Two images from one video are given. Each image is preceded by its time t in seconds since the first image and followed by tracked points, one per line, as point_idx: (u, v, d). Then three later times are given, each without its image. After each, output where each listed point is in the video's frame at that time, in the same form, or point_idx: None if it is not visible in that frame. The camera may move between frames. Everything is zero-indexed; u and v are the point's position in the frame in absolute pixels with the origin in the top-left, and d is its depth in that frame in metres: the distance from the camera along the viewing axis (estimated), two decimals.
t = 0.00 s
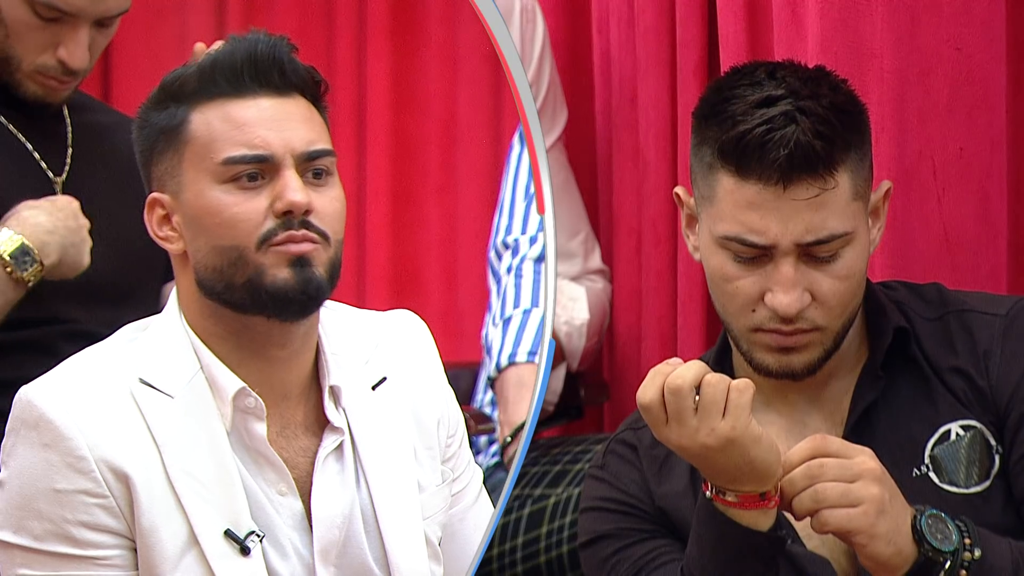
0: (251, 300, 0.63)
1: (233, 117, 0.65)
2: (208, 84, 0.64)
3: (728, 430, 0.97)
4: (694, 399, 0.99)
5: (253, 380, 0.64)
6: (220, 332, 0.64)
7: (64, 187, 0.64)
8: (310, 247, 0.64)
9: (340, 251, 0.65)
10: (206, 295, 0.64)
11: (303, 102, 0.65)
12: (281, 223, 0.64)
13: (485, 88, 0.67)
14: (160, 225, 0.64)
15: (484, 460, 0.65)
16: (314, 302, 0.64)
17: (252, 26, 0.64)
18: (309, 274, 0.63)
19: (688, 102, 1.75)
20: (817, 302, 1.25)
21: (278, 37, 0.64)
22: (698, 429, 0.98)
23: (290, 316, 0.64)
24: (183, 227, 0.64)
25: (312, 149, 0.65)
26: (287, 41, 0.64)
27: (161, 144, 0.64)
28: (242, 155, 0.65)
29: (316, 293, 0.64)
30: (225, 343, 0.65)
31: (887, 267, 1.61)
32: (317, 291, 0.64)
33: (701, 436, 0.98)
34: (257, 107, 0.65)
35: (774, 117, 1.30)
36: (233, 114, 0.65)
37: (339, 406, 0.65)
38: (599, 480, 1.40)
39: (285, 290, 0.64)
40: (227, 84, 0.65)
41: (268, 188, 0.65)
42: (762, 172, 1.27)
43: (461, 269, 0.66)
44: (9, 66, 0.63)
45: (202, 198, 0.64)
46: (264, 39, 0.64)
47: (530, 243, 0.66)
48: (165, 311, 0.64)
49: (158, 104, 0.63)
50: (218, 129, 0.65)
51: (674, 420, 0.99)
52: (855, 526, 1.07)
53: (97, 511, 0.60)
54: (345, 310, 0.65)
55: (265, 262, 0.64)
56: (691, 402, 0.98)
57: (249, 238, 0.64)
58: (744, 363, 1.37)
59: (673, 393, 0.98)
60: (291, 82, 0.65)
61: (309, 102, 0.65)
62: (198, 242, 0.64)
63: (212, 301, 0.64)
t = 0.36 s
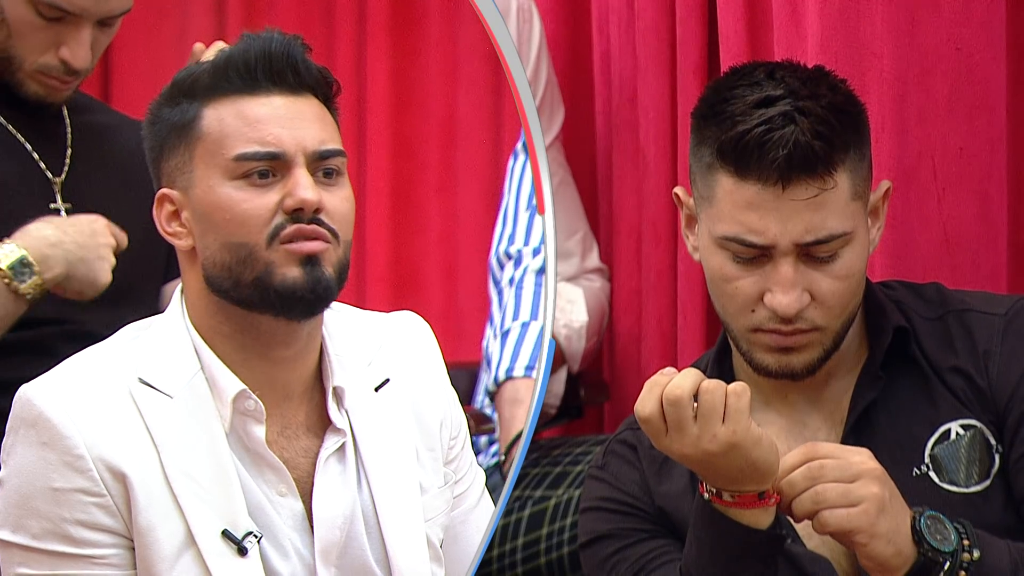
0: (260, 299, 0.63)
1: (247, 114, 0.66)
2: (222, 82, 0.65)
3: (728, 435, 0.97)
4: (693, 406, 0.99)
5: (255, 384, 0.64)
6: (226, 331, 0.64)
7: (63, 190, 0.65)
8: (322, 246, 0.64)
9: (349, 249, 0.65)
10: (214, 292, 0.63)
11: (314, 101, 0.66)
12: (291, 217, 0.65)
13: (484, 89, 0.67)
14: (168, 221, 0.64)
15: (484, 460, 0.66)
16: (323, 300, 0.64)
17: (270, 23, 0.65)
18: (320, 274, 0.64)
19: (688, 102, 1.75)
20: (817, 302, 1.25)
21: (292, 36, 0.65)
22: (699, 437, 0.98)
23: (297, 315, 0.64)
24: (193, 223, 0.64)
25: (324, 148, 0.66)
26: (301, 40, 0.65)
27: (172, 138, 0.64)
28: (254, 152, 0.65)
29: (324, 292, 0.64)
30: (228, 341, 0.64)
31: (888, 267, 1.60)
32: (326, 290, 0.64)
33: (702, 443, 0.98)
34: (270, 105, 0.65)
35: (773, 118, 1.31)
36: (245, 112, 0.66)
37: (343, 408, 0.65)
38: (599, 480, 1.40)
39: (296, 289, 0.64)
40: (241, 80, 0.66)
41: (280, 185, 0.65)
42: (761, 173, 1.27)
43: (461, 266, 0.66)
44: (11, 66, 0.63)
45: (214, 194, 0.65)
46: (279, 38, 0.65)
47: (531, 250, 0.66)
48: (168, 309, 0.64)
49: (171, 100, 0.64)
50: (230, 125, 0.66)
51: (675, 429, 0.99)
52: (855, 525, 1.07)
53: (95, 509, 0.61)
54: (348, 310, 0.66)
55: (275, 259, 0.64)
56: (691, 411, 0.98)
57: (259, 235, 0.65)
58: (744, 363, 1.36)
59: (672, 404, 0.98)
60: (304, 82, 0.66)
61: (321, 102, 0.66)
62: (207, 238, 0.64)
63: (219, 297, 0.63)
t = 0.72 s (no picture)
0: (262, 293, 0.67)
1: (253, 109, 0.68)
2: (229, 76, 0.68)
3: (726, 440, 0.97)
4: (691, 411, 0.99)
5: (258, 381, 0.67)
6: (229, 326, 0.68)
7: (62, 191, 0.67)
8: (325, 242, 0.68)
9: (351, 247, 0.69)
10: (217, 286, 0.67)
11: (324, 101, 0.69)
12: (297, 216, 0.68)
13: (484, 90, 0.72)
14: (174, 214, 0.67)
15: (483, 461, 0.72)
16: (325, 293, 0.68)
17: (278, 19, 0.68)
18: (322, 268, 0.67)
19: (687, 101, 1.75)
20: (814, 303, 1.25)
21: (302, 34, 0.68)
22: (697, 443, 0.98)
23: (301, 310, 0.68)
24: (197, 217, 0.67)
25: (328, 136, 0.69)
26: (311, 38, 0.68)
27: (178, 133, 0.67)
28: (259, 142, 0.68)
29: (327, 285, 0.68)
30: (232, 338, 0.68)
31: (887, 267, 1.60)
32: (328, 284, 0.68)
33: (700, 449, 0.98)
34: (278, 101, 0.68)
35: (769, 118, 1.30)
36: (252, 106, 0.68)
37: (343, 404, 0.69)
38: (598, 481, 1.39)
39: (298, 284, 0.67)
40: (248, 76, 0.68)
41: (285, 180, 0.68)
42: (757, 173, 1.27)
43: (460, 267, 0.71)
44: (15, 62, 0.66)
45: (218, 188, 0.67)
46: (289, 35, 0.68)
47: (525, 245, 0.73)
48: (171, 308, 0.67)
49: (180, 94, 0.67)
50: (236, 120, 0.68)
51: (671, 436, 0.99)
52: (852, 521, 1.07)
53: (99, 509, 0.64)
54: (347, 308, 0.69)
55: (279, 256, 0.67)
56: (688, 417, 0.98)
57: (264, 231, 0.67)
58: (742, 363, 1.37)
59: (668, 412, 0.98)
60: (313, 79, 0.69)
61: (331, 100, 0.69)
62: (211, 232, 0.67)
63: (222, 292, 0.67)
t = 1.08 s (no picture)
0: (280, 268, 0.61)
1: (263, 88, 0.64)
2: (241, 61, 0.64)
3: (720, 446, 0.97)
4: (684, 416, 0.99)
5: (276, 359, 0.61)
6: (247, 307, 0.62)
7: (63, 191, 0.60)
8: (343, 212, 0.62)
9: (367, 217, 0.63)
10: (227, 268, 0.61)
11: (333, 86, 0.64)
12: (313, 187, 0.62)
13: (484, 87, 0.65)
14: (186, 199, 0.62)
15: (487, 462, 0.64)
16: (344, 269, 0.62)
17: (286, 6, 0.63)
18: (340, 236, 0.62)
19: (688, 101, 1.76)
20: (814, 301, 1.26)
21: (313, 21, 0.63)
22: (691, 449, 0.98)
23: (321, 284, 0.62)
24: (210, 199, 0.61)
25: (341, 113, 0.64)
26: (321, 24, 0.63)
27: (189, 118, 0.61)
28: (271, 114, 0.63)
29: (347, 255, 0.62)
30: (251, 321, 0.61)
31: (887, 267, 1.61)
32: (348, 253, 0.62)
33: (694, 454, 0.99)
34: (289, 82, 0.63)
35: (768, 117, 1.31)
36: (264, 87, 0.64)
37: (362, 390, 0.62)
38: (597, 482, 1.39)
39: (316, 255, 0.61)
40: (262, 60, 0.64)
41: (299, 155, 0.63)
42: (756, 172, 1.28)
43: (461, 268, 0.64)
44: (22, 61, 0.59)
45: (230, 166, 0.62)
46: (299, 22, 0.62)
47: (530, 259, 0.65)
48: (185, 295, 0.60)
49: (189, 80, 0.62)
50: (248, 100, 0.64)
51: (665, 444, 1.00)
52: (843, 530, 1.08)
53: (117, 484, 0.55)
54: (359, 305, 0.64)
55: (296, 227, 0.62)
56: (682, 423, 0.98)
57: (280, 203, 0.62)
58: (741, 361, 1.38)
59: (662, 419, 0.98)
60: (323, 65, 0.64)
61: (342, 87, 0.64)
62: (225, 209, 0.61)
63: (233, 272, 0.61)
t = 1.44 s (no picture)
0: (290, 283, 0.59)
1: (303, 98, 0.61)
2: (287, 64, 0.61)
3: (725, 459, 0.98)
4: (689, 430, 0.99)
5: (282, 364, 0.59)
6: (255, 307, 0.60)
7: (65, 190, 0.58)
8: (357, 241, 0.60)
9: (383, 246, 0.62)
10: (248, 272, 0.59)
11: (375, 97, 0.62)
12: (331, 209, 0.60)
13: (485, 90, 0.66)
14: (212, 191, 0.60)
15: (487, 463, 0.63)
16: (352, 293, 0.61)
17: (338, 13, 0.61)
18: (350, 267, 0.60)
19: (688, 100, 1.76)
20: (811, 301, 1.26)
21: (364, 31, 0.62)
22: (697, 463, 0.98)
23: (329, 302, 0.60)
24: (235, 197, 0.60)
25: (372, 137, 0.62)
26: (372, 36, 0.62)
27: (225, 113, 0.60)
28: (304, 133, 0.61)
29: (356, 285, 0.61)
30: (258, 321, 0.59)
31: (886, 266, 1.62)
32: (355, 283, 0.61)
33: (700, 467, 0.99)
34: (324, 92, 0.61)
35: (764, 117, 1.32)
36: (301, 96, 0.61)
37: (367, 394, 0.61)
38: (596, 482, 1.40)
39: (324, 277, 0.60)
40: (305, 68, 0.61)
41: (325, 173, 0.61)
42: (753, 172, 1.28)
43: (460, 270, 0.64)
44: (34, 59, 0.58)
45: (259, 174, 0.60)
46: (350, 31, 0.61)
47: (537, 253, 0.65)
48: (196, 289, 0.59)
49: (232, 72, 0.60)
50: (286, 108, 0.61)
51: (671, 460, 1.00)
52: (852, 531, 1.08)
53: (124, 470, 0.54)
54: (372, 315, 0.62)
55: (310, 248, 0.60)
56: (688, 438, 0.98)
57: (297, 221, 0.60)
58: (740, 361, 1.38)
59: (668, 437, 0.99)
60: (367, 78, 0.62)
61: (382, 97, 0.62)
62: (247, 215, 0.60)
63: (254, 278, 0.59)
